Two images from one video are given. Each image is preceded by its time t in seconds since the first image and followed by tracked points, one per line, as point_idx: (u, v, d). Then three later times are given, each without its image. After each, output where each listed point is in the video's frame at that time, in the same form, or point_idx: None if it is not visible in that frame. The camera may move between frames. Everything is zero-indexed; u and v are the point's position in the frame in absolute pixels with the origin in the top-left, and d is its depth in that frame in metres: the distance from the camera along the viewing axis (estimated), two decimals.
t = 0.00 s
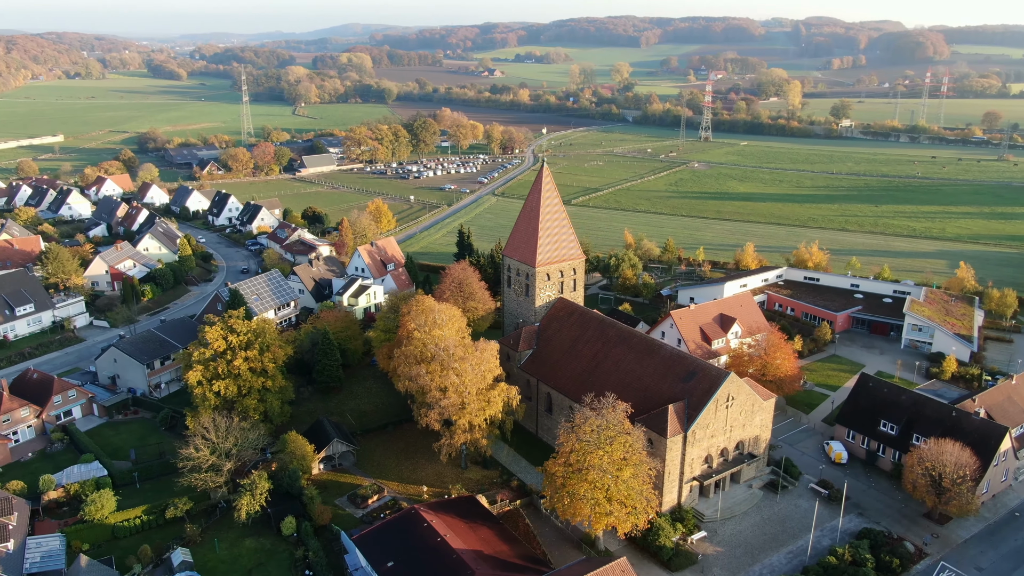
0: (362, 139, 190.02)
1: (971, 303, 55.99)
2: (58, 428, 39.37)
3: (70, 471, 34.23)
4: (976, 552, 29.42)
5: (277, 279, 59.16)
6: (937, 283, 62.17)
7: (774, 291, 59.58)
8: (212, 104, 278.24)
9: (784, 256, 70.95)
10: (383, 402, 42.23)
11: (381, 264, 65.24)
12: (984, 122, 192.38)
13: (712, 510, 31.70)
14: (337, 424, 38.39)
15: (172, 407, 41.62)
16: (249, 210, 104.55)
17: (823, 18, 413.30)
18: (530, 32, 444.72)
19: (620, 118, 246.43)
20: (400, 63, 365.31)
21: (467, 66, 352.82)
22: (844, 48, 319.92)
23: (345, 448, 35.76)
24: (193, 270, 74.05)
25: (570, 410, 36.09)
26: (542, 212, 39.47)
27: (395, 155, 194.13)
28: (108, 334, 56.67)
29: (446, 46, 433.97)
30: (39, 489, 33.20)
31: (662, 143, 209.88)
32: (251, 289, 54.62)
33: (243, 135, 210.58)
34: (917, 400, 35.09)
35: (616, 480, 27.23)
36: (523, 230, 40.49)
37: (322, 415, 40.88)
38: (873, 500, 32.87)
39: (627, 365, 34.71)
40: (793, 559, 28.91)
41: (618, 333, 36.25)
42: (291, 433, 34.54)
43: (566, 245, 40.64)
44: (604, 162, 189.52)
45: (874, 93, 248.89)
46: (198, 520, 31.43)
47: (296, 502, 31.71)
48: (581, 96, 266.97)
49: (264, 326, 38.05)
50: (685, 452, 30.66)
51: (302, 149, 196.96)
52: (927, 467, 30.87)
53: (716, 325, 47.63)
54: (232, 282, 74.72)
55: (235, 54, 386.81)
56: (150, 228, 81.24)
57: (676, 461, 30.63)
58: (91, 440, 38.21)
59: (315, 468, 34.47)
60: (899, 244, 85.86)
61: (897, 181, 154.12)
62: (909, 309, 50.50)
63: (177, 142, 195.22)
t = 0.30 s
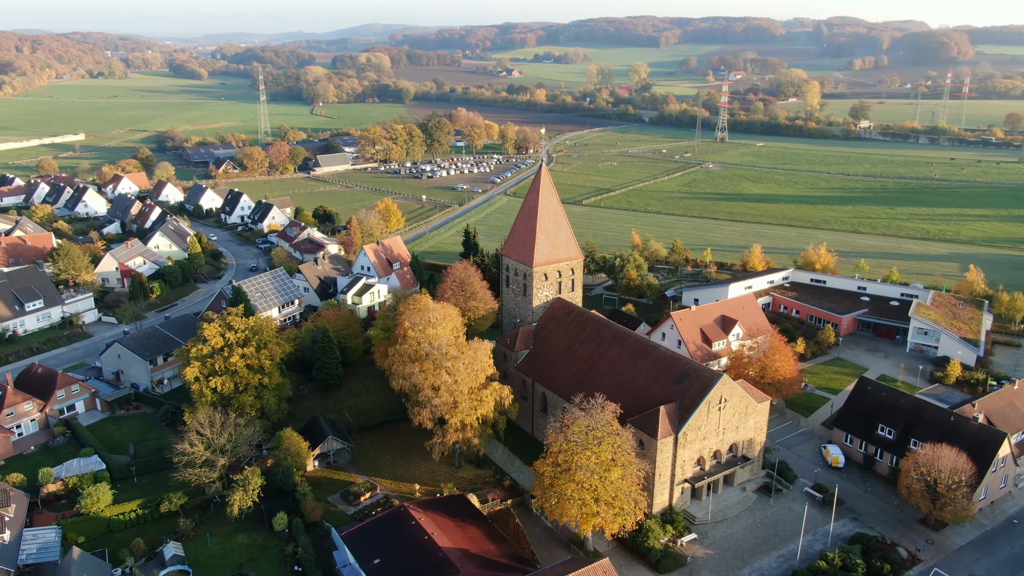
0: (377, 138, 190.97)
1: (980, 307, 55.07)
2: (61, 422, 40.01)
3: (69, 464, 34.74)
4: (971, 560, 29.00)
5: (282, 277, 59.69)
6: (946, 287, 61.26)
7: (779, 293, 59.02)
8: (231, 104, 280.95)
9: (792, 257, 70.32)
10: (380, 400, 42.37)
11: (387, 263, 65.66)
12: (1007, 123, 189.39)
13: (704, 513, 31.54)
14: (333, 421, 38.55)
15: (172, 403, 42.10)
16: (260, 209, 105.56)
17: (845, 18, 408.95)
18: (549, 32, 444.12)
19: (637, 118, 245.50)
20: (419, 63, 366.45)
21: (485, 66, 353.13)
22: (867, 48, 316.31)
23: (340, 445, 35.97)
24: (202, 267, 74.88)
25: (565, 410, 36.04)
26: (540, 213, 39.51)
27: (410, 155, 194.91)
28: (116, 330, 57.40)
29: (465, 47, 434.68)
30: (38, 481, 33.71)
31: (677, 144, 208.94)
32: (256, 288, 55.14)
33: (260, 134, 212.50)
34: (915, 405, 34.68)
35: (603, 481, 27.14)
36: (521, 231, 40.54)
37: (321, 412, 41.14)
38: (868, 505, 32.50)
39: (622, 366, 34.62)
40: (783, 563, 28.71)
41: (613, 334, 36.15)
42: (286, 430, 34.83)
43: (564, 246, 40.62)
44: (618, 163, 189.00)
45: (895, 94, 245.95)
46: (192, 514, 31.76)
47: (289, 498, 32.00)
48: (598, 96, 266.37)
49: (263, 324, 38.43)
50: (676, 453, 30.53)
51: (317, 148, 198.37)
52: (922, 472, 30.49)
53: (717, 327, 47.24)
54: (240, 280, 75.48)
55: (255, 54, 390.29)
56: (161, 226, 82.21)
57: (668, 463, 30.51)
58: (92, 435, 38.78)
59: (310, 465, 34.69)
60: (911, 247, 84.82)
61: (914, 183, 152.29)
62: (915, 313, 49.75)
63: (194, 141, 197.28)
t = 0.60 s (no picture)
0: (391, 138, 191.79)
1: (990, 310, 54.11)
2: (65, 416, 40.66)
3: (70, 458, 35.25)
4: (966, 567, 28.56)
5: (288, 276, 60.06)
6: (956, 290, 60.37)
7: (785, 295, 58.44)
8: (250, 103, 283.48)
9: (800, 259, 69.69)
10: (379, 398, 42.52)
11: (393, 261, 65.98)
12: None
13: (695, 515, 31.40)
14: (330, 418, 38.79)
15: (174, 398, 42.64)
16: (272, 207, 106.52)
17: (868, 18, 404.21)
18: (569, 32, 443.28)
19: (654, 118, 244.34)
20: (438, 63, 367.32)
21: (504, 66, 353.27)
22: (890, 48, 312.43)
23: (336, 442, 36.22)
24: (212, 265, 75.69)
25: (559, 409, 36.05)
26: (538, 213, 39.57)
27: (424, 154, 195.61)
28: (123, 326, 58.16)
29: (484, 47, 435.11)
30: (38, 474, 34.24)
31: (693, 144, 207.86)
32: (260, 285, 55.59)
33: (277, 133, 214.31)
34: (914, 409, 34.24)
35: (591, 482, 27.08)
36: (520, 230, 40.59)
37: (319, 409, 41.42)
38: (864, 510, 32.14)
39: (616, 366, 34.56)
40: (774, 567, 28.48)
41: (609, 334, 36.04)
42: (282, 425, 35.10)
43: (563, 246, 40.65)
44: (633, 163, 188.33)
45: (917, 95, 242.86)
46: (187, 509, 32.06)
47: (282, 494, 32.26)
48: (615, 96, 265.56)
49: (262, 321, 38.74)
50: (667, 455, 30.40)
51: (332, 148, 199.75)
52: (917, 477, 30.12)
53: (719, 328, 46.94)
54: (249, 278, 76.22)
55: (276, 54, 393.46)
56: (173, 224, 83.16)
57: (659, 464, 30.37)
58: (94, 429, 39.34)
59: (305, 462, 35.00)
60: (924, 249, 83.70)
61: (931, 184, 150.36)
62: (921, 316, 48.94)
63: (212, 140, 199.29)
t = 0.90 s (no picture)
0: (406, 138, 192.60)
1: (999, 314, 53.26)
2: (68, 411, 41.28)
3: (70, 452, 35.76)
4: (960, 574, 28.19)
5: (294, 274, 60.50)
6: (966, 294, 59.46)
7: (791, 297, 57.90)
8: (269, 102, 285.88)
9: (809, 260, 68.99)
10: (377, 396, 42.71)
11: (399, 261, 66.37)
12: None
13: (687, 517, 31.22)
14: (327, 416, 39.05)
15: (175, 394, 43.15)
16: (284, 206, 107.43)
17: (892, 18, 399.13)
18: (588, 32, 442.23)
19: (671, 119, 243.03)
20: (457, 63, 368.05)
21: (522, 66, 353.16)
22: (913, 49, 308.34)
23: (332, 439, 36.43)
24: (221, 263, 76.58)
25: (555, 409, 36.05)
26: (537, 213, 39.55)
27: (439, 154, 196.24)
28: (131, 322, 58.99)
29: (504, 47, 435.19)
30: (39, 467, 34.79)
31: (709, 145, 206.67)
32: (265, 283, 56.06)
33: (294, 133, 216.03)
34: (911, 413, 33.79)
35: (578, 483, 27.04)
36: (519, 230, 40.59)
37: (318, 406, 41.72)
38: (859, 515, 31.80)
39: (611, 367, 34.48)
40: (764, 571, 28.28)
41: (605, 335, 35.93)
42: (278, 423, 35.38)
43: (561, 246, 40.58)
44: (647, 164, 187.65)
45: (939, 96, 239.58)
46: (182, 503, 32.43)
47: (276, 490, 32.54)
48: (632, 96, 264.69)
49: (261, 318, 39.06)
50: (658, 456, 30.25)
51: (347, 147, 200.97)
52: (911, 483, 29.69)
53: (720, 330, 46.67)
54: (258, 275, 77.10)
55: (296, 53, 396.38)
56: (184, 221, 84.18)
57: (650, 466, 30.27)
58: (95, 423, 39.89)
59: (300, 458, 35.24)
60: (937, 252, 82.60)
61: (950, 187, 148.28)
62: (927, 319, 48.13)
63: (230, 139, 201.26)
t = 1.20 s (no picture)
0: (421, 137, 193.27)
1: (1008, 318, 52.37)
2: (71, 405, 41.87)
3: (71, 445, 36.29)
4: None
5: (299, 272, 61.00)
6: (975, 297, 58.57)
7: (796, 299, 57.26)
8: (287, 102, 288.11)
9: (817, 262, 68.29)
10: (376, 394, 42.93)
11: (406, 259, 66.65)
12: None
13: (679, 519, 31.06)
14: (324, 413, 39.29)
15: (177, 390, 43.60)
16: (295, 205, 108.28)
17: (917, 18, 393.89)
18: (608, 32, 440.98)
19: (688, 119, 241.46)
20: (475, 63, 368.56)
21: (541, 66, 352.92)
22: (937, 49, 304.15)
23: (327, 437, 36.65)
24: (230, 260, 77.30)
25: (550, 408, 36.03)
26: (535, 213, 39.55)
27: (453, 154, 196.76)
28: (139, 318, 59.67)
29: (523, 47, 435.15)
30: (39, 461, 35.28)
31: (725, 146, 205.39)
32: (270, 281, 56.55)
33: (311, 132, 217.58)
34: (910, 418, 33.31)
35: (565, 483, 26.97)
36: (517, 230, 40.60)
37: (317, 404, 42.02)
38: (853, 519, 31.49)
39: (605, 368, 34.40)
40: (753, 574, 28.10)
41: (600, 335, 35.86)
42: (274, 420, 35.63)
43: (559, 246, 40.59)
44: (662, 164, 186.88)
45: (962, 97, 236.19)
46: (178, 498, 32.76)
47: (270, 486, 32.84)
48: (649, 97, 263.71)
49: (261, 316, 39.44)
50: (649, 457, 30.13)
51: (362, 147, 202.10)
52: (905, 488, 29.28)
53: (721, 332, 46.32)
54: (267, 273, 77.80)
55: (316, 53, 399.11)
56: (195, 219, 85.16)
57: (641, 467, 30.15)
58: (97, 418, 40.41)
59: (296, 455, 35.49)
60: (950, 255, 81.47)
61: (969, 189, 146.22)
62: (932, 323, 47.44)
63: (247, 138, 203.13)
